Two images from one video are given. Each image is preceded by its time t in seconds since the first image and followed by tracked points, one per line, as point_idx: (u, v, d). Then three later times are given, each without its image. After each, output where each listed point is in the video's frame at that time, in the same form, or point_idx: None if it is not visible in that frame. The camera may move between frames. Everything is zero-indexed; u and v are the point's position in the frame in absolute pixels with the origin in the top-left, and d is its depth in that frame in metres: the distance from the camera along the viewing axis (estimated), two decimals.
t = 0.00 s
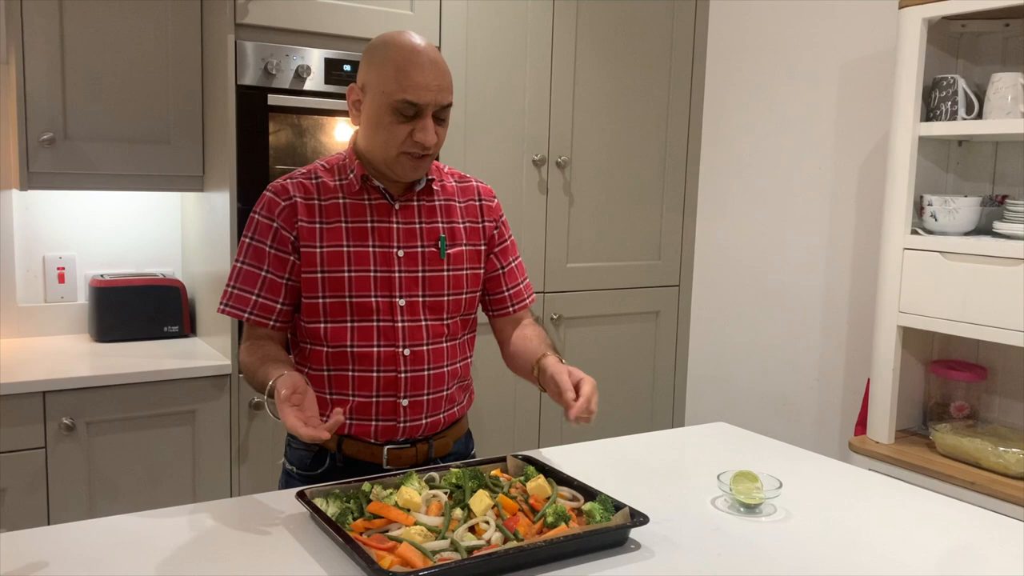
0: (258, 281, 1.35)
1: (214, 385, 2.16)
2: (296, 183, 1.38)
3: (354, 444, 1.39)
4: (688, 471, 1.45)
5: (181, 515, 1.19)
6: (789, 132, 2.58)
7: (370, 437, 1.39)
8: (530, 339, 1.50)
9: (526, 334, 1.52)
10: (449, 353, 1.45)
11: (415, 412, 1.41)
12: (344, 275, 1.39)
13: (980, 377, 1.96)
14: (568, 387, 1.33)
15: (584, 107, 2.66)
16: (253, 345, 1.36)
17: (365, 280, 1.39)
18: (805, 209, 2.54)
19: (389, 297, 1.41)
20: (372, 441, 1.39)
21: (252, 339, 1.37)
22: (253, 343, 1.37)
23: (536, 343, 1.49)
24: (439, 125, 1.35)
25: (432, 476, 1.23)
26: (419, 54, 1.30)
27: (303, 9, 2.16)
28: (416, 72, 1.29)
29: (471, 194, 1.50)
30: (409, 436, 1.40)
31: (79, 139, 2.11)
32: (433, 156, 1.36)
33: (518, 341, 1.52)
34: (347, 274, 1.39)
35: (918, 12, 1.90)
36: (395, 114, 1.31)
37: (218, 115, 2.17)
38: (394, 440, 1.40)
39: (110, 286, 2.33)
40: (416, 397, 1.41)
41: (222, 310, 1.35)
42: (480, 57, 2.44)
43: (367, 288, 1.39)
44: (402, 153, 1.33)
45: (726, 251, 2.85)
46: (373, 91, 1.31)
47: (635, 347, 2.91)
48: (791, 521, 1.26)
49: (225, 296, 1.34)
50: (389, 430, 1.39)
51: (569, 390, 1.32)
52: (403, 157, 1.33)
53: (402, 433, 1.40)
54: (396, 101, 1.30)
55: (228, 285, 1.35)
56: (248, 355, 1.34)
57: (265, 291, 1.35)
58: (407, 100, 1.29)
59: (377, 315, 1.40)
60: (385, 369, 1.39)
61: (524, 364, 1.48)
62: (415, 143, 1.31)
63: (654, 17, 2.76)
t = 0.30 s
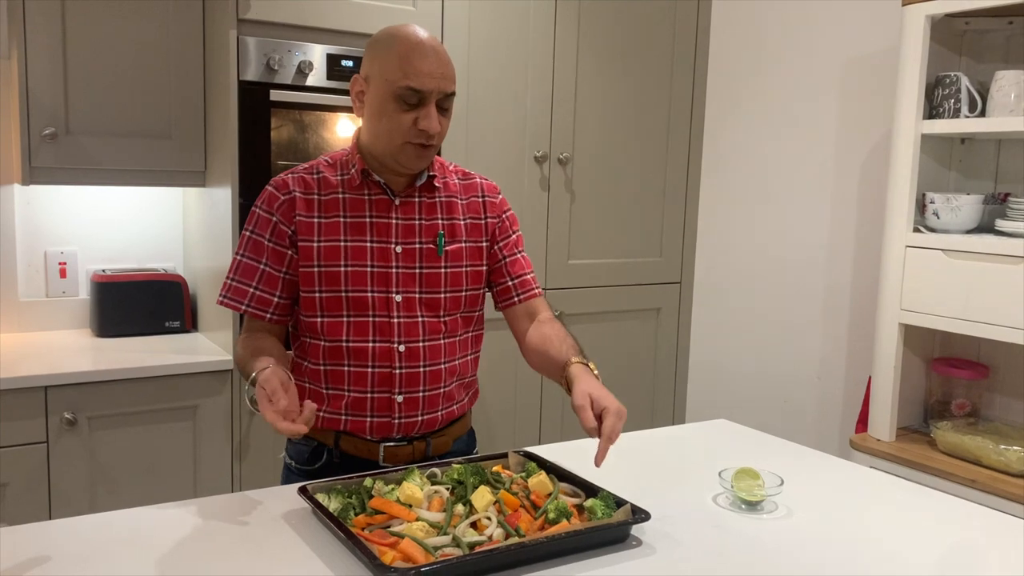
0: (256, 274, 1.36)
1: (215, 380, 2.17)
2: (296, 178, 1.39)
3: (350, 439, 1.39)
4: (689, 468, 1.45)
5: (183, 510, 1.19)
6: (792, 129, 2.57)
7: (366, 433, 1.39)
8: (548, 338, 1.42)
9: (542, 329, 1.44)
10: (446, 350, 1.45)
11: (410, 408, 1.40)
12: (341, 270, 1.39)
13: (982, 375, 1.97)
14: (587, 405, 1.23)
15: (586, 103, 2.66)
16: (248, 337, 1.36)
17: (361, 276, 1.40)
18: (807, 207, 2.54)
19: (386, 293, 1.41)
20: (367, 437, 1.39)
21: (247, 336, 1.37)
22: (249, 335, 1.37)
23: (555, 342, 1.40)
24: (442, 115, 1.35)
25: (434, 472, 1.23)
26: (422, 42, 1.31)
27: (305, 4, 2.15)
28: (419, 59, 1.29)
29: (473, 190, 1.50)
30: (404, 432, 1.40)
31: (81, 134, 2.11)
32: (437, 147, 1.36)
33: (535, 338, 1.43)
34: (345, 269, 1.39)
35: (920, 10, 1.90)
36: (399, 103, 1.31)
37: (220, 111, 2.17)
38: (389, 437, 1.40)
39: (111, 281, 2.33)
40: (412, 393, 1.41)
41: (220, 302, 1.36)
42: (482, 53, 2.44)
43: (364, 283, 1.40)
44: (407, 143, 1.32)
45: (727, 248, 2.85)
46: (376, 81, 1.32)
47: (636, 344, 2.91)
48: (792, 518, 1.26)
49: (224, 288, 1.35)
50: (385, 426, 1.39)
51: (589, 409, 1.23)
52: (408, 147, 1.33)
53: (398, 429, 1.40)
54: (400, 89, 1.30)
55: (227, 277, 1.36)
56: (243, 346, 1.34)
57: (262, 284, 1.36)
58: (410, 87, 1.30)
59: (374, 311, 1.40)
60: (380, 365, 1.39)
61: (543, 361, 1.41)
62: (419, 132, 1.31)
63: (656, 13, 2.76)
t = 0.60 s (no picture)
0: (259, 271, 1.36)
1: (218, 378, 2.17)
2: (303, 176, 1.39)
3: (351, 439, 1.39)
4: (691, 467, 1.45)
5: (187, 508, 1.20)
6: (796, 128, 2.57)
7: (366, 433, 1.39)
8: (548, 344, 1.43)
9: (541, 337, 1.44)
10: (450, 352, 1.44)
11: (412, 410, 1.40)
12: (345, 270, 1.39)
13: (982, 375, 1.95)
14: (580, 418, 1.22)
15: (589, 102, 2.66)
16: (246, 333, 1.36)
17: (365, 276, 1.40)
18: (809, 206, 2.54)
19: (389, 294, 1.41)
20: (368, 437, 1.39)
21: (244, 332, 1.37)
22: (247, 330, 1.37)
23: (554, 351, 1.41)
24: (445, 101, 1.35)
25: (436, 470, 1.23)
26: (424, 27, 1.32)
27: (309, 2, 2.15)
28: (419, 42, 1.31)
29: (481, 192, 1.50)
30: (406, 434, 1.40)
31: (84, 132, 2.11)
32: (439, 132, 1.35)
33: (535, 345, 1.44)
34: (349, 269, 1.39)
35: (924, 10, 1.90)
36: (400, 86, 1.32)
37: (223, 108, 2.17)
38: (390, 438, 1.40)
39: (115, 278, 2.33)
40: (413, 395, 1.41)
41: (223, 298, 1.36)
42: (486, 51, 2.44)
43: (367, 284, 1.40)
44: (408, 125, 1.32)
45: (729, 247, 2.85)
46: (377, 68, 1.34)
47: (638, 343, 2.91)
48: (794, 518, 1.26)
49: (227, 284, 1.36)
50: (385, 427, 1.39)
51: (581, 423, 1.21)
52: (409, 130, 1.32)
53: (398, 431, 1.40)
54: (400, 72, 1.31)
55: (232, 273, 1.37)
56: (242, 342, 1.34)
57: (265, 282, 1.36)
58: (410, 69, 1.31)
59: (376, 312, 1.40)
60: (382, 366, 1.39)
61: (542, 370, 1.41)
62: (419, 114, 1.31)
63: (660, 12, 2.76)
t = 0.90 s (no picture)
0: (263, 266, 1.36)
1: (221, 377, 2.17)
2: (309, 173, 1.39)
3: (355, 440, 1.39)
4: (694, 468, 1.45)
5: (190, 507, 1.20)
6: (799, 128, 2.57)
7: (369, 433, 1.39)
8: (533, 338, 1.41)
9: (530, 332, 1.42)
10: (454, 351, 1.44)
11: (415, 408, 1.41)
12: (349, 267, 1.39)
13: (986, 376, 1.96)
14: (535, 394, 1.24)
15: (591, 102, 2.66)
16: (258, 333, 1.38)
17: (369, 273, 1.39)
18: (811, 207, 2.54)
19: (393, 291, 1.41)
20: (371, 437, 1.39)
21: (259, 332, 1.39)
22: (260, 329, 1.40)
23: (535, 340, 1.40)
24: (437, 79, 1.37)
25: (439, 471, 1.23)
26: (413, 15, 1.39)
27: (312, 2, 2.15)
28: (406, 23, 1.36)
29: (485, 191, 1.50)
30: (409, 433, 1.41)
31: (87, 132, 2.11)
32: (432, 108, 1.35)
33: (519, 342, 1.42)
34: (352, 266, 1.39)
35: (928, 10, 1.90)
36: (389, 65, 1.36)
37: (226, 108, 2.17)
38: (394, 437, 1.40)
39: (118, 278, 2.33)
40: (417, 394, 1.41)
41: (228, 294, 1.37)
42: (488, 51, 2.44)
43: (371, 281, 1.40)
44: (397, 99, 1.34)
45: (731, 248, 2.85)
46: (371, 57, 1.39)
47: (640, 344, 2.91)
48: (797, 519, 1.25)
49: (233, 280, 1.36)
50: (388, 426, 1.40)
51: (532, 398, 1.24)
52: (399, 103, 1.34)
53: (402, 430, 1.40)
54: (389, 52, 1.36)
55: (236, 269, 1.37)
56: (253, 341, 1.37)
57: (269, 278, 1.37)
58: (398, 47, 1.35)
59: (379, 310, 1.40)
60: (385, 364, 1.39)
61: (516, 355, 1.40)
62: (407, 85, 1.33)
63: (662, 12, 2.75)
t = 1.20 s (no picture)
0: (261, 274, 1.36)
1: (223, 378, 2.17)
2: (308, 179, 1.39)
3: (356, 443, 1.39)
4: (696, 469, 1.45)
5: (192, 508, 1.20)
6: (801, 129, 2.57)
7: (371, 438, 1.39)
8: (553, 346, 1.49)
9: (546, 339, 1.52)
10: (455, 356, 1.45)
11: (417, 414, 1.41)
12: (350, 273, 1.39)
13: (988, 377, 1.94)
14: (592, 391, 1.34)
15: (594, 103, 2.66)
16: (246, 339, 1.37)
17: (371, 279, 1.39)
18: (813, 208, 2.53)
19: (395, 297, 1.41)
20: (373, 442, 1.39)
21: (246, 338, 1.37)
22: (248, 335, 1.38)
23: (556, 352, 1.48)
24: (430, 84, 1.36)
25: (441, 471, 1.23)
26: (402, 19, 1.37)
27: (314, 3, 2.15)
28: (395, 29, 1.35)
29: (489, 195, 1.50)
30: (411, 438, 1.41)
31: (90, 132, 2.12)
32: (427, 115, 1.35)
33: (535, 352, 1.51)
34: (354, 272, 1.39)
35: (931, 11, 1.89)
36: (381, 73, 1.35)
37: (228, 109, 2.17)
38: (396, 442, 1.40)
39: (120, 279, 2.33)
40: (419, 399, 1.41)
41: (228, 302, 1.37)
42: (491, 52, 2.44)
43: (372, 287, 1.39)
44: (391, 110, 1.34)
45: (734, 249, 2.85)
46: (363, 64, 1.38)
47: (642, 345, 2.91)
48: (800, 520, 1.25)
49: (231, 288, 1.37)
50: (391, 431, 1.40)
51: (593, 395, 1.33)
52: (394, 113, 1.34)
53: (404, 434, 1.40)
54: (380, 60, 1.35)
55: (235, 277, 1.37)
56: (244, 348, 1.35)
57: (265, 285, 1.36)
58: (388, 55, 1.34)
59: (382, 315, 1.40)
60: (387, 369, 1.39)
61: (540, 366, 1.49)
62: (400, 94, 1.33)
63: (665, 13, 2.75)
